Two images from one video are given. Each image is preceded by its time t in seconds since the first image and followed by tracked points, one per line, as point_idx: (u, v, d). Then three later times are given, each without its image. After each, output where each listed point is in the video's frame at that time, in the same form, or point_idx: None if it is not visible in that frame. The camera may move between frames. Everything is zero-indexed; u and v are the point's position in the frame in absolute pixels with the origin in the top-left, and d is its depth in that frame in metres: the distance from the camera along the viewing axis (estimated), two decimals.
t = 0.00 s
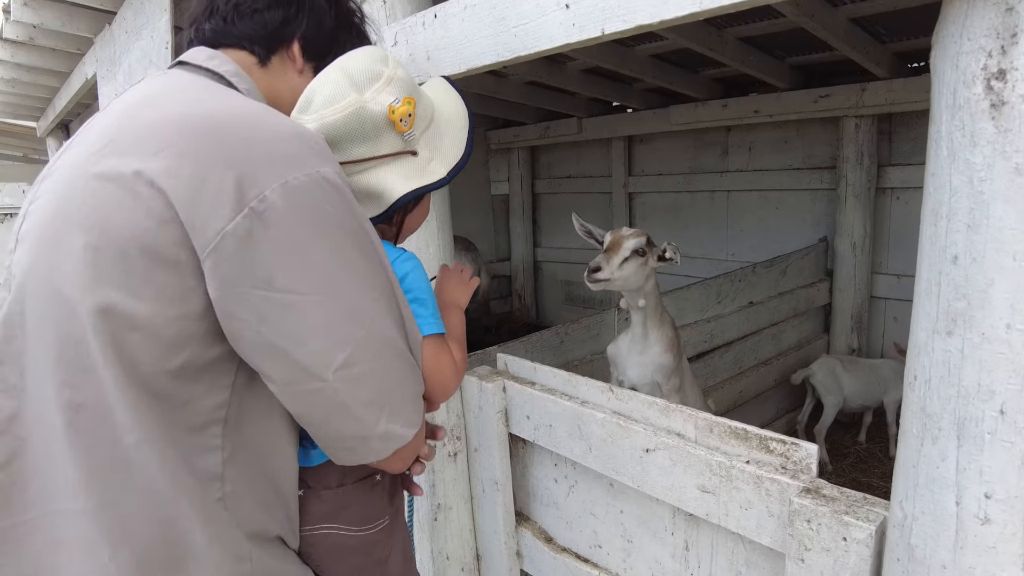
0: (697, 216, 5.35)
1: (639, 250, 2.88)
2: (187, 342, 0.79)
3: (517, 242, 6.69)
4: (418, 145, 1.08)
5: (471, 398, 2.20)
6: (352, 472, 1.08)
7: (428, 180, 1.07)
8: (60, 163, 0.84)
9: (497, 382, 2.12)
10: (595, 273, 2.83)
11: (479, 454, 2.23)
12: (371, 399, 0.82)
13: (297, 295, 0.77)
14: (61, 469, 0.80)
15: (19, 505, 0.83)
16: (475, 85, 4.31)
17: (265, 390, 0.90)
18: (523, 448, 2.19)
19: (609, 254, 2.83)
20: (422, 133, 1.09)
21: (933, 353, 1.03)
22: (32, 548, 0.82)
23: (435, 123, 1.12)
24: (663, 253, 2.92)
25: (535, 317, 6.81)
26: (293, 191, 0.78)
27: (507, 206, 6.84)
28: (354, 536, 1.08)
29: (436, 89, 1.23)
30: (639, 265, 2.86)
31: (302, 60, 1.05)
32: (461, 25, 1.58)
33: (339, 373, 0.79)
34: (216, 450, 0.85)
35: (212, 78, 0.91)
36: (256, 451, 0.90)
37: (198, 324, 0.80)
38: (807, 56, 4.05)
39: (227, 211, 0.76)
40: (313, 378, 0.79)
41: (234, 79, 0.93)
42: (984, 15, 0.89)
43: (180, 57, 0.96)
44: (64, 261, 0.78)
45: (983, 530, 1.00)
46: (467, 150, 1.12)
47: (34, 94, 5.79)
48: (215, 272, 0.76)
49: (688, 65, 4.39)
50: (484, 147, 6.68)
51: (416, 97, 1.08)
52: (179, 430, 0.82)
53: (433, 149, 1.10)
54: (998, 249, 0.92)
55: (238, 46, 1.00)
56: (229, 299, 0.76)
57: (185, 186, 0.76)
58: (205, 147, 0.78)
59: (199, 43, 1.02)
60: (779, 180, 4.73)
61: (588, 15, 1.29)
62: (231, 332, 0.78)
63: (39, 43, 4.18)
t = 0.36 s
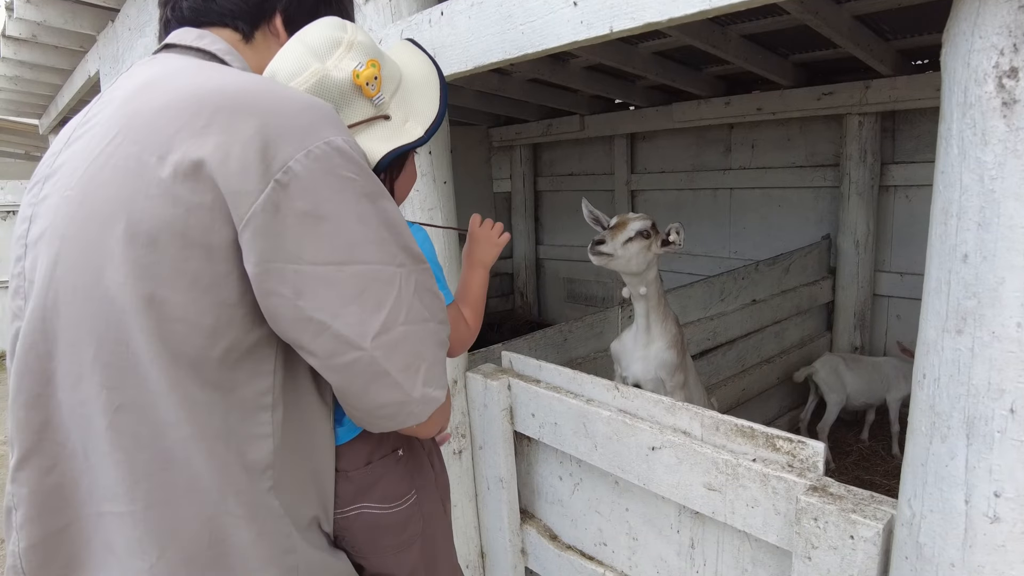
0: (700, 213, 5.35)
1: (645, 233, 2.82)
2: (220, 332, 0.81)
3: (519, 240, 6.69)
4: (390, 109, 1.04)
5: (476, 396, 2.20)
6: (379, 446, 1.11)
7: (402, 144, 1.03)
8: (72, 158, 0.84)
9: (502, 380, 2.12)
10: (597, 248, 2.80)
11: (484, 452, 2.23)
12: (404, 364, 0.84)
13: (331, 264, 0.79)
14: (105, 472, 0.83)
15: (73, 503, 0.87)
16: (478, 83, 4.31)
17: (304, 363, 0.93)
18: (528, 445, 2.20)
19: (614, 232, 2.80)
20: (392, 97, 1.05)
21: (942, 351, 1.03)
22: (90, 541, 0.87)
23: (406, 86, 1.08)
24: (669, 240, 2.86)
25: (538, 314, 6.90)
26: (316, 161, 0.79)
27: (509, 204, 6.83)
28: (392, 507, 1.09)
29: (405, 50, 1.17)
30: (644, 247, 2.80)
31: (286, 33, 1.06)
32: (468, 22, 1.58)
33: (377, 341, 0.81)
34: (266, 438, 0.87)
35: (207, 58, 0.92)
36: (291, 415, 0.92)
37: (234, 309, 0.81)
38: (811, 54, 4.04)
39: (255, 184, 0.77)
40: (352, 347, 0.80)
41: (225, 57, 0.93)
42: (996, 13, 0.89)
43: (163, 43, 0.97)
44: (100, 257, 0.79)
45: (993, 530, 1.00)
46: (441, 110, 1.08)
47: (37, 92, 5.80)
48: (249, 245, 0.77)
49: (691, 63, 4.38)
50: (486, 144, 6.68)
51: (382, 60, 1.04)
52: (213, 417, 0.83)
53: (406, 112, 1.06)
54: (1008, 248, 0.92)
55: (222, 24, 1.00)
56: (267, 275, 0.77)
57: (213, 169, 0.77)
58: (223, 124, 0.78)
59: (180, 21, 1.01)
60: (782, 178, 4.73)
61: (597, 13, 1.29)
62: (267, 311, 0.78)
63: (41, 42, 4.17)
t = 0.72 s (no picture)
0: (702, 213, 5.34)
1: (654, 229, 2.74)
2: (226, 325, 0.82)
3: (521, 239, 6.69)
4: (378, 105, 1.05)
5: (479, 396, 2.21)
6: (379, 445, 1.11)
7: (392, 140, 1.03)
8: (69, 165, 0.84)
9: (505, 380, 2.13)
10: (605, 235, 2.77)
11: (487, 452, 2.24)
12: (405, 347, 0.85)
13: (329, 256, 0.79)
14: (106, 474, 0.83)
15: (78, 510, 0.87)
16: (480, 82, 4.31)
17: (305, 353, 0.94)
18: (531, 445, 2.20)
19: (623, 224, 2.73)
20: (381, 93, 1.05)
21: (946, 354, 1.03)
22: (95, 550, 0.87)
23: (394, 82, 1.08)
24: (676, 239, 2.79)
25: (541, 313, 6.92)
26: (309, 154, 0.79)
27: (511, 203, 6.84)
28: (389, 504, 1.12)
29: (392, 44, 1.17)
30: (649, 245, 2.73)
31: (263, 27, 1.06)
32: (473, 24, 1.59)
33: (377, 329, 0.81)
34: (274, 429, 0.89)
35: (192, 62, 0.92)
36: (292, 405, 0.94)
37: (238, 301, 0.82)
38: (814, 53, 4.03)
39: (250, 180, 0.77)
40: (352, 335, 0.80)
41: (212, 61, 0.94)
42: (1001, 18, 0.89)
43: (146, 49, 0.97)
44: (101, 261, 0.79)
45: (996, 530, 1.00)
46: (430, 104, 1.08)
47: (40, 91, 5.81)
48: (249, 237, 0.77)
49: (693, 62, 4.37)
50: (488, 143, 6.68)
51: (368, 56, 1.04)
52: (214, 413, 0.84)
53: (395, 108, 1.06)
54: (1013, 252, 0.92)
55: (198, 22, 1.01)
56: (269, 268, 0.77)
57: (210, 166, 0.77)
58: (215, 122, 0.78)
59: (159, 24, 1.03)
60: (783, 177, 4.73)
61: (601, 15, 1.29)
62: (269, 302, 0.79)
63: (45, 41, 4.19)
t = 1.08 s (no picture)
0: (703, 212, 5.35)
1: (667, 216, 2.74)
2: (239, 316, 0.83)
3: (523, 238, 6.70)
4: (407, 125, 1.06)
5: (481, 395, 2.21)
6: (381, 443, 1.12)
7: (419, 158, 1.05)
8: (105, 157, 0.85)
9: (507, 379, 2.13)
10: (619, 212, 2.78)
11: (489, 450, 2.24)
12: (401, 358, 0.85)
13: (337, 259, 0.81)
14: (109, 453, 0.82)
15: (91, 493, 0.87)
16: (482, 80, 4.30)
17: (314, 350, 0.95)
18: (533, 444, 2.21)
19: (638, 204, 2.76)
20: (410, 113, 1.07)
21: (949, 352, 1.03)
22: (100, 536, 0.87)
23: (423, 103, 1.10)
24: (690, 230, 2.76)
25: (542, 311, 6.92)
26: (334, 161, 0.81)
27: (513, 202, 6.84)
28: (384, 500, 1.12)
29: (422, 65, 1.19)
30: (661, 232, 2.73)
31: (282, 29, 1.05)
32: (476, 22, 1.59)
33: (374, 332, 0.82)
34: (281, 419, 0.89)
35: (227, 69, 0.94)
36: (297, 401, 0.94)
37: (251, 297, 0.83)
38: (816, 51, 4.03)
39: (278, 179, 0.79)
40: (350, 337, 0.81)
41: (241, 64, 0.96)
42: (1005, 15, 0.89)
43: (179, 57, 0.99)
44: (123, 249, 0.79)
45: (999, 528, 1.00)
46: (457, 124, 1.10)
47: (41, 90, 5.81)
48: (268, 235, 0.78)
49: (694, 61, 4.37)
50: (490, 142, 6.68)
51: (400, 78, 1.06)
52: (222, 400, 0.83)
53: (423, 128, 1.08)
54: (1016, 249, 0.92)
55: (221, 28, 1.03)
56: (282, 264, 0.79)
57: (244, 163, 0.79)
58: (250, 124, 0.80)
59: (185, 32, 1.05)
60: (785, 175, 4.72)
61: (605, 13, 1.29)
62: (278, 298, 0.80)
63: (48, 41, 4.20)
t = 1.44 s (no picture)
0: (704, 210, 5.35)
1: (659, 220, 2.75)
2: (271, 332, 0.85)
3: (523, 237, 6.70)
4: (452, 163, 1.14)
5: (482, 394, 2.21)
6: (399, 461, 1.17)
7: (464, 194, 1.12)
8: (155, 167, 0.87)
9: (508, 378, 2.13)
10: (609, 225, 2.77)
11: (489, 449, 2.24)
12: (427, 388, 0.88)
13: (377, 295, 0.84)
14: (150, 462, 0.88)
15: (117, 488, 0.93)
16: (482, 80, 4.29)
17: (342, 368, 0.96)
18: (533, 442, 2.20)
19: (628, 214, 2.76)
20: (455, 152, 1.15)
21: (949, 351, 1.03)
22: (125, 528, 0.94)
23: (465, 140, 1.18)
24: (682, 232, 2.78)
25: (542, 310, 6.93)
26: (380, 204, 0.84)
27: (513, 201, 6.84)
28: (393, 515, 1.17)
29: (461, 101, 1.27)
30: (655, 237, 2.73)
31: (310, 35, 1.05)
32: (475, 21, 1.59)
33: (405, 366, 0.86)
34: (298, 435, 0.91)
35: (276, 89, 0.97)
36: (328, 409, 0.95)
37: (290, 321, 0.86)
38: (816, 50, 4.02)
39: (326, 219, 0.82)
40: (382, 368, 0.86)
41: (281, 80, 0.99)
42: (1006, 12, 0.89)
43: (215, 65, 1.01)
44: (168, 267, 0.83)
45: (999, 527, 1.00)
46: (494, 160, 1.17)
47: (41, 89, 5.81)
48: (315, 272, 0.82)
49: (695, 59, 4.37)
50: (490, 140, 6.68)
51: (445, 119, 1.14)
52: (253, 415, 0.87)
53: (465, 165, 1.15)
54: (1016, 247, 0.92)
55: (254, 37, 1.03)
56: (325, 299, 0.83)
57: (291, 202, 0.82)
58: (302, 158, 0.82)
59: (218, 41, 1.06)
60: (785, 174, 4.72)
61: (604, 12, 1.29)
62: (319, 328, 0.84)
63: (48, 39, 4.20)
